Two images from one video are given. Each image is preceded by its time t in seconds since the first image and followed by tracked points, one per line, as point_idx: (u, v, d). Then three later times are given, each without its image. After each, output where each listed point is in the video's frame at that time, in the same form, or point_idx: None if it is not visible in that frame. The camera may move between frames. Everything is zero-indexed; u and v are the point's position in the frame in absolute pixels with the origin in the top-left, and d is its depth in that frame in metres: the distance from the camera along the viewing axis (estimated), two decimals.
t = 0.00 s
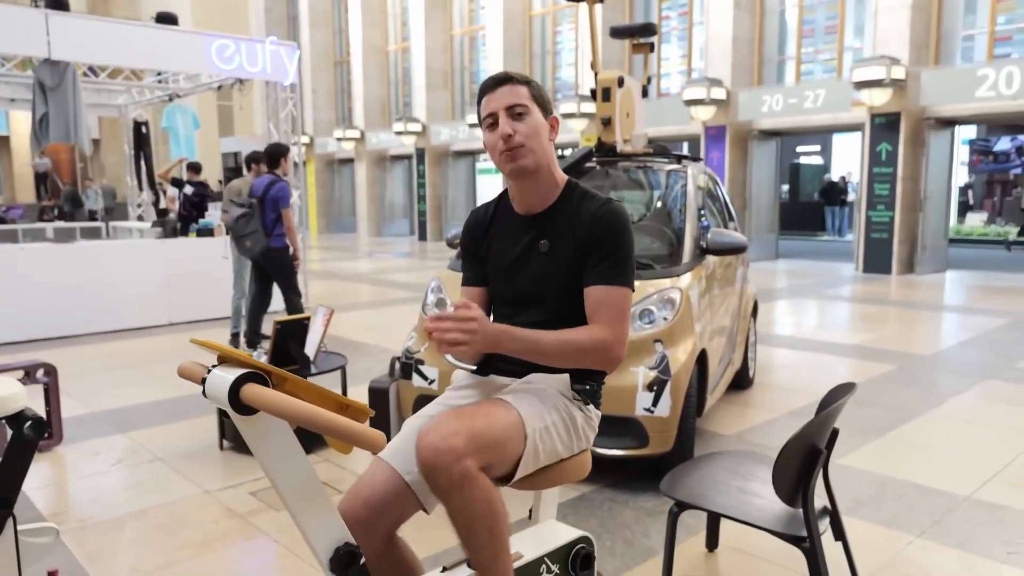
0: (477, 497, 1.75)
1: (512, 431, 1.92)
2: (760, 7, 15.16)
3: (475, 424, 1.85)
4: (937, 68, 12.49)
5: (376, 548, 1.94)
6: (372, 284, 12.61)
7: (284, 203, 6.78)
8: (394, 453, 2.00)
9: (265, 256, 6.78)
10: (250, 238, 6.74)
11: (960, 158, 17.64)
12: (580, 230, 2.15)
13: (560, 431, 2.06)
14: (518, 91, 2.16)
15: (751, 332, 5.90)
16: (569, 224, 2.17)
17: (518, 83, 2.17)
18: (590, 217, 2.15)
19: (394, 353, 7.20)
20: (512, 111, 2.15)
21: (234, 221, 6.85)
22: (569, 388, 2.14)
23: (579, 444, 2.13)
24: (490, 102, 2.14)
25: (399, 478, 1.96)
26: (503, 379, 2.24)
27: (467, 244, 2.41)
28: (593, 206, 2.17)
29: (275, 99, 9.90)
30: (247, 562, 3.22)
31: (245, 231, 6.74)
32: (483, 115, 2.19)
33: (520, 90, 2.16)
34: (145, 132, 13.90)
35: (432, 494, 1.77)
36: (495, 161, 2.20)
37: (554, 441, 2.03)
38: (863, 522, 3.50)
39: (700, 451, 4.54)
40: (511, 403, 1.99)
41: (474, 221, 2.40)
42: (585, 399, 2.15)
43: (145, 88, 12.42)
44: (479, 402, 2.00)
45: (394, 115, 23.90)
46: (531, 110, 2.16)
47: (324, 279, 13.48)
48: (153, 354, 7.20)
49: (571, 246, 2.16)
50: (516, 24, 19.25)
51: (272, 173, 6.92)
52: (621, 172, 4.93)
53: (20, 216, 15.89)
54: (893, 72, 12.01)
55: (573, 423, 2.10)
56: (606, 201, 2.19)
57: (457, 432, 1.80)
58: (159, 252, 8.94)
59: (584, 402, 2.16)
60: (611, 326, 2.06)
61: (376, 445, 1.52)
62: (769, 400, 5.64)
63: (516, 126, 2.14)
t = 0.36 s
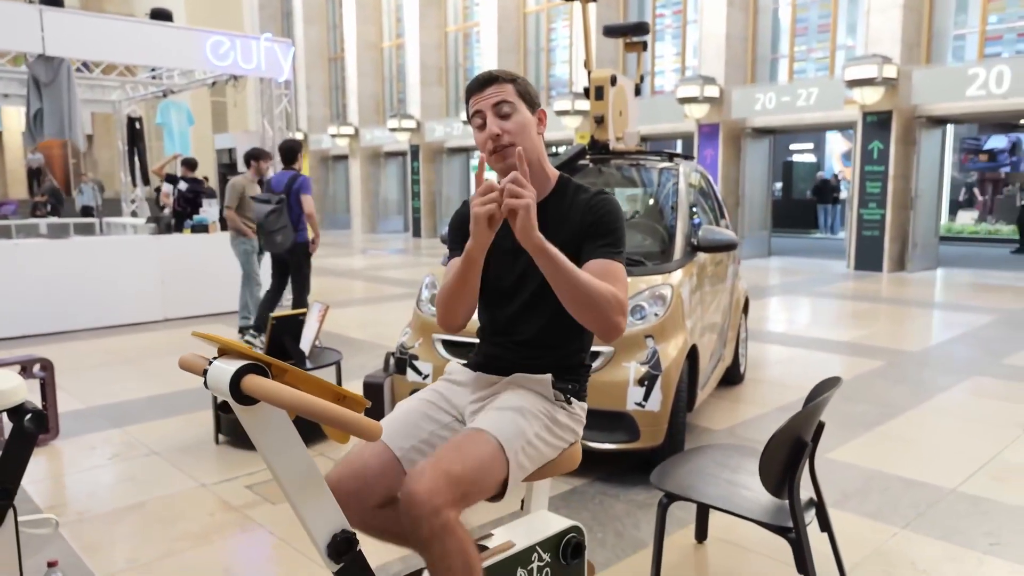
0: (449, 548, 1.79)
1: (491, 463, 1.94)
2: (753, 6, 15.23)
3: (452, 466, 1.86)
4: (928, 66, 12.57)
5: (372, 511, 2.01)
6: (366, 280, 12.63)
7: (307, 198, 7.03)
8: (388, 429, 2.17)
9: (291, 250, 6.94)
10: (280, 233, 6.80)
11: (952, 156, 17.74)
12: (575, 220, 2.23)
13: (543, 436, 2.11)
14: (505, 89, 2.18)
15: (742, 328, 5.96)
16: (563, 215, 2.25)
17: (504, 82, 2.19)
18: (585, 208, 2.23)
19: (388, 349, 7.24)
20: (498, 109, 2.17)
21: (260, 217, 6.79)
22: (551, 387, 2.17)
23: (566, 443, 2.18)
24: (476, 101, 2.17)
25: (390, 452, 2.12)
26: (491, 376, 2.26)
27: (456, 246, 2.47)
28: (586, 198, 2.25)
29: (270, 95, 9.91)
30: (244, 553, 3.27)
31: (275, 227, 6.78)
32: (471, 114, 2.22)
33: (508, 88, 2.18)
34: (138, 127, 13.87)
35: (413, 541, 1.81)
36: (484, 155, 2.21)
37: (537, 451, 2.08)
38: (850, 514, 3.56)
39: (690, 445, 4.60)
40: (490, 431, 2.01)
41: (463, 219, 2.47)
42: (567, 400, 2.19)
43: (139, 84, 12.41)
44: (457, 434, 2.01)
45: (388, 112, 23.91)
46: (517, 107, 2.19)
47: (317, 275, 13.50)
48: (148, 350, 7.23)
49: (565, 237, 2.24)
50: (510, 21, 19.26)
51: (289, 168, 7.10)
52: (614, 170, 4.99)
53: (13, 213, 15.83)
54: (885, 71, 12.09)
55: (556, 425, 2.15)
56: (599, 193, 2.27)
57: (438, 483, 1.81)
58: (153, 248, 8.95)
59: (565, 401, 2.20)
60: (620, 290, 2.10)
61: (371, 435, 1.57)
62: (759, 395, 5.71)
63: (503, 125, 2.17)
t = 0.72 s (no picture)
0: None
1: (480, 487, 1.95)
2: (747, 6, 15.30)
3: (443, 501, 1.86)
4: (921, 68, 12.65)
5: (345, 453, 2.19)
6: (361, 278, 12.66)
7: (316, 195, 7.03)
8: (403, 380, 2.32)
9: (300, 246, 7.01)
10: (289, 230, 6.86)
11: (944, 157, 17.85)
12: (568, 215, 2.26)
13: (533, 446, 2.15)
14: (497, 85, 2.24)
15: (734, 326, 6.03)
16: (555, 208, 2.28)
17: (498, 78, 2.25)
18: (577, 201, 2.26)
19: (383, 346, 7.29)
20: (491, 100, 2.22)
21: (270, 214, 6.84)
22: (546, 396, 2.23)
23: (558, 445, 2.24)
24: (471, 92, 2.22)
25: (399, 398, 2.27)
26: (494, 370, 2.30)
27: (450, 245, 2.50)
28: (577, 190, 2.28)
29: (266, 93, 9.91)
30: (242, 545, 3.31)
31: (285, 223, 6.84)
32: (464, 107, 2.27)
33: (499, 85, 2.24)
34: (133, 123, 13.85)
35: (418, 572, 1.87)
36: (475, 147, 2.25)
37: (529, 463, 2.12)
38: (839, 509, 3.62)
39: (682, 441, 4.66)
40: (477, 456, 2.01)
41: (456, 219, 2.50)
42: (562, 406, 2.24)
43: (135, 80, 12.41)
44: (446, 459, 2.01)
45: (384, 110, 23.92)
46: (509, 101, 2.24)
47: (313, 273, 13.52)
48: (144, 346, 7.25)
49: (557, 229, 2.27)
50: (506, 20, 19.29)
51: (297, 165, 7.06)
52: (609, 169, 5.04)
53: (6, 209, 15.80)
54: (878, 71, 12.15)
55: (548, 429, 2.21)
56: (589, 185, 2.31)
57: (431, 529, 1.82)
58: (149, 245, 8.97)
59: (559, 409, 2.25)
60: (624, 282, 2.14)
61: (366, 424, 1.62)
62: (750, 392, 5.77)
63: (494, 115, 2.21)
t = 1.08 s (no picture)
0: (458, 567, 1.88)
1: (483, 477, 1.99)
2: (743, 6, 15.36)
3: (445, 492, 1.90)
4: (915, 69, 12.71)
5: (342, 446, 2.17)
6: (357, 275, 12.70)
7: (314, 194, 7.05)
8: (399, 376, 2.34)
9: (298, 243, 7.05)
10: (288, 227, 6.89)
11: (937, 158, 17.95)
12: (555, 214, 2.30)
13: (532, 439, 2.19)
14: (479, 92, 2.27)
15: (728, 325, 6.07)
16: (543, 208, 2.32)
17: (478, 84, 2.28)
18: (563, 202, 2.30)
19: (379, 343, 7.33)
20: (474, 109, 2.26)
21: (269, 211, 6.85)
22: (545, 389, 2.27)
23: (555, 438, 2.28)
24: (452, 102, 2.26)
25: (394, 393, 2.28)
26: (491, 365, 2.33)
27: (442, 245, 2.54)
28: (563, 191, 2.33)
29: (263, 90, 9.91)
30: (239, 539, 3.35)
31: (284, 221, 6.86)
32: (446, 117, 2.31)
33: (480, 91, 2.28)
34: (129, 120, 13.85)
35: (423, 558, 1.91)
36: (460, 154, 2.30)
37: (528, 454, 2.16)
38: (829, 505, 3.68)
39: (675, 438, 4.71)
40: (478, 446, 2.06)
41: (447, 221, 2.54)
42: (560, 399, 2.28)
43: (132, 77, 12.42)
44: (450, 449, 2.06)
45: (380, 107, 23.92)
46: (491, 107, 2.28)
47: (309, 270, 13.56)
48: (141, 342, 7.28)
49: (546, 229, 2.31)
50: (502, 18, 19.32)
51: (299, 163, 7.12)
52: (604, 168, 5.08)
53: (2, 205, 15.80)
54: (872, 73, 12.22)
55: (547, 422, 2.25)
56: (575, 185, 2.35)
57: (436, 519, 1.86)
58: (145, 242, 8.99)
59: (558, 402, 2.29)
60: (604, 279, 2.19)
61: (366, 417, 1.67)
62: (743, 390, 5.83)
63: (478, 123, 2.26)
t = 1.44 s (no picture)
0: (464, 486, 1.92)
1: (491, 423, 2.04)
2: (739, 3, 15.38)
3: (458, 423, 1.98)
4: (910, 66, 12.76)
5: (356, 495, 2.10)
6: (353, 271, 12.71)
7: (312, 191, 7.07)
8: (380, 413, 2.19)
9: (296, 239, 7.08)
10: (286, 224, 6.90)
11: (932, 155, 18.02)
12: (554, 215, 2.31)
13: (536, 410, 2.20)
14: (469, 102, 2.23)
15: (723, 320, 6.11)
16: (542, 209, 2.33)
17: (467, 94, 2.24)
18: (562, 203, 2.32)
19: (376, 338, 7.36)
20: (467, 122, 2.23)
21: (268, 207, 6.87)
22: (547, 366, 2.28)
23: (555, 419, 2.27)
24: (444, 115, 2.22)
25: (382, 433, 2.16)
26: (483, 357, 2.36)
27: (441, 246, 2.54)
28: (562, 192, 2.34)
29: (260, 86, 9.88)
30: (238, 531, 3.37)
31: (283, 217, 6.87)
32: (438, 127, 2.28)
33: (470, 101, 2.23)
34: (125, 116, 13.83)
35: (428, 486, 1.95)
36: (456, 167, 2.29)
37: (531, 423, 2.18)
38: (822, 497, 3.72)
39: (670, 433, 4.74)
40: (490, 395, 2.13)
41: (445, 220, 2.53)
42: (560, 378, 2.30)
43: (128, 73, 12.40)
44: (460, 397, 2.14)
45: (377, 103, 23.90)
46: (483, 117, 2.24)
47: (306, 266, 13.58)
48: (138, 338, 7.29)
49: (545, 230, 2.32)
50: (498, 15, 19.32)
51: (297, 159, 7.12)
52: (600, 165, 5.10)
53: None
54: (867, 70, 12.25)
55: (548, 402, 2.23)
56: (574, 186, 2.36)
57: (444, 436, 1.93)
58: (142, 237, 9.00)
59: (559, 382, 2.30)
60: (601, 289, 2.22)
61: (368, 408, 1.70)
62: (738, 385, 5.87)
63: (470, 138, 2.23)
